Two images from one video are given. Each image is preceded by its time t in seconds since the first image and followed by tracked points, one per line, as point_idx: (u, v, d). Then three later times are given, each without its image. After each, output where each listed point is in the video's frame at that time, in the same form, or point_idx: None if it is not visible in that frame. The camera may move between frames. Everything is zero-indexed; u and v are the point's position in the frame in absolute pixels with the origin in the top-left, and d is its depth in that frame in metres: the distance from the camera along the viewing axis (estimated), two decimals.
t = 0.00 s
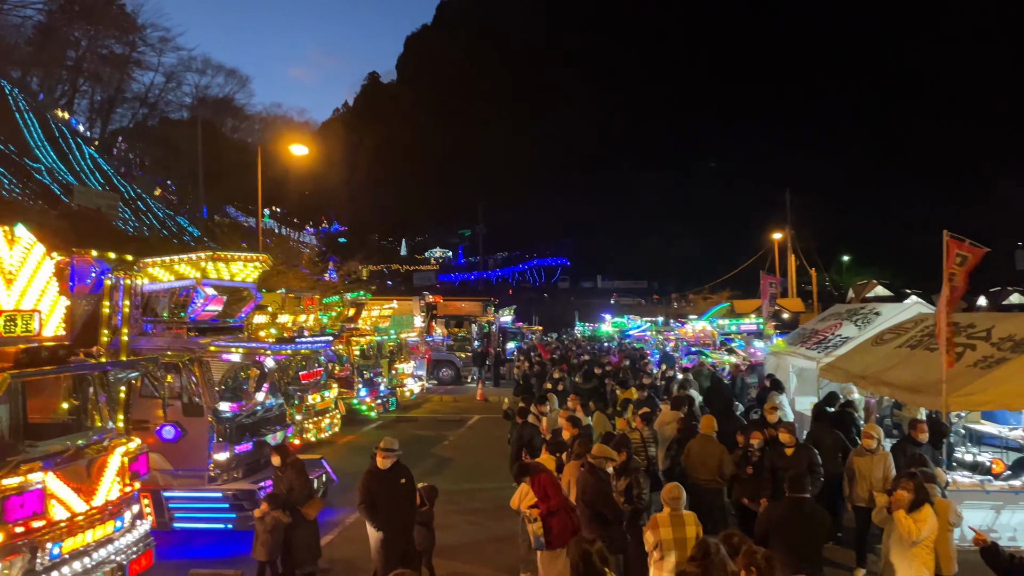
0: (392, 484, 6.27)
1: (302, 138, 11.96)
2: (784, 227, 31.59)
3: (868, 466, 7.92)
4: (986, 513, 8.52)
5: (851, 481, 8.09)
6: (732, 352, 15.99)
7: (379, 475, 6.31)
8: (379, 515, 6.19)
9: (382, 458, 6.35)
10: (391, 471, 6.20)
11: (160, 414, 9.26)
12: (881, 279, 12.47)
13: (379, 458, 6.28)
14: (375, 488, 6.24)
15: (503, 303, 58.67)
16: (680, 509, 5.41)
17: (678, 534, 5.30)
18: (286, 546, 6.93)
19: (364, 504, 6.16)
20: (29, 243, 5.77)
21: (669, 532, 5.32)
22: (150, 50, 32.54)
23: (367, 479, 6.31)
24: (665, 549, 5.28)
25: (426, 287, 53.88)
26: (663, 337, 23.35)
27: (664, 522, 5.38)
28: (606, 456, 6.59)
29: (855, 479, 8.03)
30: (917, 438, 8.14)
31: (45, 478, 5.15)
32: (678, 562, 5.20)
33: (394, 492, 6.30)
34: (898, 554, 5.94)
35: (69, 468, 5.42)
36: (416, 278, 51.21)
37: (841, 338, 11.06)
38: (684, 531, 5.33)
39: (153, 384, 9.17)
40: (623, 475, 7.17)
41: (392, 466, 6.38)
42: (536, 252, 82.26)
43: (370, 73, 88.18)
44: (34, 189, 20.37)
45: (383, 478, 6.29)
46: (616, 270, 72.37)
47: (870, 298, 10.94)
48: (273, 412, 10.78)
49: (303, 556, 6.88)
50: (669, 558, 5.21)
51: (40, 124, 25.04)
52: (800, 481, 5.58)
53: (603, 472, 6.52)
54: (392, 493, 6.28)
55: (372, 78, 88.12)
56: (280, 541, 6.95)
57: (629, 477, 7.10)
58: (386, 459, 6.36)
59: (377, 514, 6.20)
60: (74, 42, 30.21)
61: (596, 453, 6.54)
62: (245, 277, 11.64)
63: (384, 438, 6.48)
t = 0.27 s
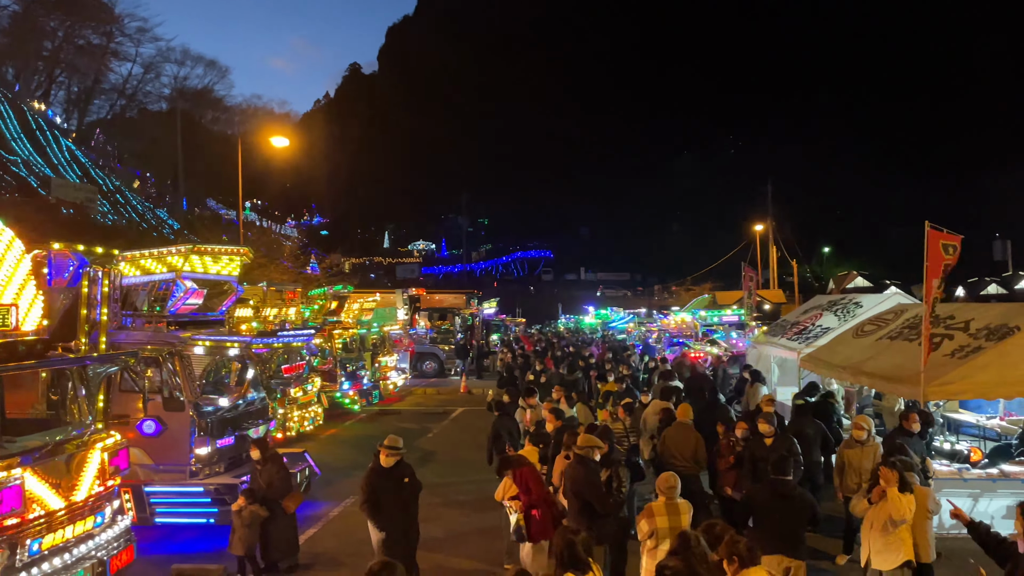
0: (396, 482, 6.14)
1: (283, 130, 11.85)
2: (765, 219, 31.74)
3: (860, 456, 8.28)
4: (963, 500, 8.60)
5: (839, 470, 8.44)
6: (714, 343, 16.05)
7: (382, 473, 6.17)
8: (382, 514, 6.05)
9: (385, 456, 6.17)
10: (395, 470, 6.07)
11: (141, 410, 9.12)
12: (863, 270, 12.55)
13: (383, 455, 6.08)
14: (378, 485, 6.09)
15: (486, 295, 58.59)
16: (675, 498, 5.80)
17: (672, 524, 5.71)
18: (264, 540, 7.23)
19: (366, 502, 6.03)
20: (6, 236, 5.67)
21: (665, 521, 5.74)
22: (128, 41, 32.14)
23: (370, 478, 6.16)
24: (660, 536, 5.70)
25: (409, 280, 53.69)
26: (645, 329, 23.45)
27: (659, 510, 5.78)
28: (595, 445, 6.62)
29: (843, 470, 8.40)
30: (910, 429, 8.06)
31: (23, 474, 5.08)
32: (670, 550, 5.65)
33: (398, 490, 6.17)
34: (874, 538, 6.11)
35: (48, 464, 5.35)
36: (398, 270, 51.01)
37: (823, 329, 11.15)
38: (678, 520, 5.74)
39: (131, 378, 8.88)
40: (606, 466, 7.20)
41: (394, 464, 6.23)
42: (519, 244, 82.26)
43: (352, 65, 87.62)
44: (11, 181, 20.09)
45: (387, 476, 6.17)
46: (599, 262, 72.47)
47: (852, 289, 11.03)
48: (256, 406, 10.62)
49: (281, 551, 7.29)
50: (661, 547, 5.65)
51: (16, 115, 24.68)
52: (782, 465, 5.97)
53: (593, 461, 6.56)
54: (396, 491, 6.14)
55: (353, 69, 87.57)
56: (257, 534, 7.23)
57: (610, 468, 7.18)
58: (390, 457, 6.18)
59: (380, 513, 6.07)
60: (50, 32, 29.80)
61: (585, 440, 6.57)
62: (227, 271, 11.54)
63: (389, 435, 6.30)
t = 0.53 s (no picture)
0: (400, 479, 6.10)
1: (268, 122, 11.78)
2: (750, 209, 31.83)
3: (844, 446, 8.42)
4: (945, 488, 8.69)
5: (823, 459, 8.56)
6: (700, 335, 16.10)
7: (386, 470, 6.13)
8: (386, 511, 6.01)
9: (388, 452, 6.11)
10: (397, 467, 6.02)
11: (125, 404, 9.20)
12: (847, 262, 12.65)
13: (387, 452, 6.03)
14: (382, 483, 6.05)
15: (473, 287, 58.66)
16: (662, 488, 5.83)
17: (662, 514, 5.75)
18: (248, 534, 7.31)
19: (371, 500, 5.98)
20: None
21: (653, 512, 5.77)
22: (110, 32, 31.80)
23: (373, 474, 6.10)
24: (648, 528, 5.74)
25: (395, 272, 53.55)
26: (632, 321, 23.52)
27: (647, 502, 5.80)
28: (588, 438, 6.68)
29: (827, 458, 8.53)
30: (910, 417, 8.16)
31: (5, 471, 5.04)
32: (659, 540, 5.71)
33: (402, 487, 6.12)
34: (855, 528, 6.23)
35: (31, 460, 5.31)
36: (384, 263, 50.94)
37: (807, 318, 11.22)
38: (665, 510, 5.78)
39: (115, 373, 8.85)
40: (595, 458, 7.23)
41: (397, 461, 6.18)
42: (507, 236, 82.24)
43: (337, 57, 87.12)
44: None
45: (389, 473, 6.14)
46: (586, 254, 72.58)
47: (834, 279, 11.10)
48: (240, 398, 10.74)
49: (264, 544, 7.34)
50: (652, 538, 5.70)
51: None
52: (768, 454, 6.27)
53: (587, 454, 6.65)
54: (399, 488, 6.10)
55: (338, 61, 87.07)
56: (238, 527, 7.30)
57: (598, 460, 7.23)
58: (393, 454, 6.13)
59: (385, 510, 6.03)
60: (30, 23, 29.50)
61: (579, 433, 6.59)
62: (210, 264, 11.52)
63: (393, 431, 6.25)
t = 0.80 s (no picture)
0: (408, 476, 6.10)
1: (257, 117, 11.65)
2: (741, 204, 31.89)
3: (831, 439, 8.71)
4: (935, 480, 8.75)
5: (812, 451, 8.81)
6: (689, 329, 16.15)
7: (394, 466, 6.16)
8: (393, 509, 6.02)
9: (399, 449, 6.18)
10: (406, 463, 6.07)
11: (114, 401, 9.12)
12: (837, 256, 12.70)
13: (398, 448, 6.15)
14: (389, 479, 6.07)
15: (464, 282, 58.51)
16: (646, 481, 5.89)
17: (645, 507, 5.80)
18: (234, 532, 7.29)
19: (378, 495, 6.00)
20: None
21: (638, 506, 5.82)
22: (97, 27, 31.51)
23: (381, 469, 6.14)
24: (635, 521, 5.80)
25: (387, 268, 53.45)
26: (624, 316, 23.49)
27: (633, 496, 5.86)
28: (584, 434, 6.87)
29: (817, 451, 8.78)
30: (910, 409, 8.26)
31: None
32: (647, 533, 5.80)
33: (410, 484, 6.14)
34: (846, 519, 6.31)
35: (19, 457, 5.28)
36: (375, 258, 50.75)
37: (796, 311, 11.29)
38: (650, 503, 5.84)
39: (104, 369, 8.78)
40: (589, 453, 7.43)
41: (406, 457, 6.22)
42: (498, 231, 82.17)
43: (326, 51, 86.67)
44: None
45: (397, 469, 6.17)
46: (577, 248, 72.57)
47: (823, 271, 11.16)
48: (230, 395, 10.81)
49: (250, 542, 7.33)
50: (640, 532, 5.80)
51: None
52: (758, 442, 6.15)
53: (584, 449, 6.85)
54: (407, 484, 6.11)
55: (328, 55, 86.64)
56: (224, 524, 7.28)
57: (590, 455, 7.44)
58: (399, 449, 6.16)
59: (391, 508, 6.03)
60: (16, 18, 29.20)
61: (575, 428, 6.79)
62: (199, 259, 11.52)
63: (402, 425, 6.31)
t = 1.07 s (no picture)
0: (418, 497, 5.34)
1: (224, 101, 10.69)
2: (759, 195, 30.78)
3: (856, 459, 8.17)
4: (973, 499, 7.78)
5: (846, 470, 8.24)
6: (703, 332, 15.08)
7: (403, 486, 5.37)
8: (401, 537, 5.23)
9: (410, 467, 5.40)
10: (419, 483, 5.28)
11: (68, 413, 8.06)
12: (863, 251, 11.74)
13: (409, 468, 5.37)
14: (399, 502, 5.27)
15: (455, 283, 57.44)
16: (647, 498, 5.63)
17: (650, 526, 5.49)
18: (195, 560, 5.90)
19: (386, 520, 5.22)
20: None
21: (642, 525, 5.51)
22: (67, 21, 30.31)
23: (389, 490, 5.33)
24: (638, 542, 5.47)
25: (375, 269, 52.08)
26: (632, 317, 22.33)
27: (635, 513, 5.54)
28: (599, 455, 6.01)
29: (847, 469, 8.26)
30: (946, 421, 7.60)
31: None
32: (651, 557, 5.44)
33: (422, 507, 5.38)
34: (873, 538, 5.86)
35: None
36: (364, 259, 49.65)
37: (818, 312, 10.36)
38: (653, 521, 5.54)
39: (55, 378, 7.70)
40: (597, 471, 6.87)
41: (417, 477, 5.42)
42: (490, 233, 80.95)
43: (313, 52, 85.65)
44: None
45: (406, 490, 5.35)
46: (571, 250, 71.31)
47: (848, 267, 10.24)
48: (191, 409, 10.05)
49: None
50: (644, 555, 5.44)
51: None
52: (783, 451, 5.88)
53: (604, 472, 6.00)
54: (417, 506, 5.34)
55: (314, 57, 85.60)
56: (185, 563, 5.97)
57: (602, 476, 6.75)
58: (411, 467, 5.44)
59: (400, 535, 5.26)
60: None
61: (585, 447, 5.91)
62: (164, 259, 10.51)
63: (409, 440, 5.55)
